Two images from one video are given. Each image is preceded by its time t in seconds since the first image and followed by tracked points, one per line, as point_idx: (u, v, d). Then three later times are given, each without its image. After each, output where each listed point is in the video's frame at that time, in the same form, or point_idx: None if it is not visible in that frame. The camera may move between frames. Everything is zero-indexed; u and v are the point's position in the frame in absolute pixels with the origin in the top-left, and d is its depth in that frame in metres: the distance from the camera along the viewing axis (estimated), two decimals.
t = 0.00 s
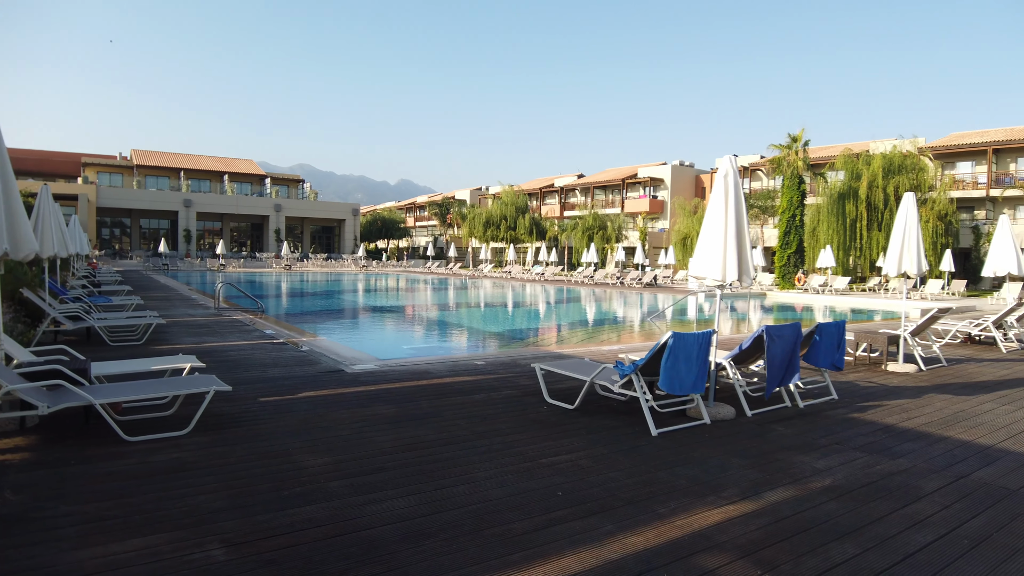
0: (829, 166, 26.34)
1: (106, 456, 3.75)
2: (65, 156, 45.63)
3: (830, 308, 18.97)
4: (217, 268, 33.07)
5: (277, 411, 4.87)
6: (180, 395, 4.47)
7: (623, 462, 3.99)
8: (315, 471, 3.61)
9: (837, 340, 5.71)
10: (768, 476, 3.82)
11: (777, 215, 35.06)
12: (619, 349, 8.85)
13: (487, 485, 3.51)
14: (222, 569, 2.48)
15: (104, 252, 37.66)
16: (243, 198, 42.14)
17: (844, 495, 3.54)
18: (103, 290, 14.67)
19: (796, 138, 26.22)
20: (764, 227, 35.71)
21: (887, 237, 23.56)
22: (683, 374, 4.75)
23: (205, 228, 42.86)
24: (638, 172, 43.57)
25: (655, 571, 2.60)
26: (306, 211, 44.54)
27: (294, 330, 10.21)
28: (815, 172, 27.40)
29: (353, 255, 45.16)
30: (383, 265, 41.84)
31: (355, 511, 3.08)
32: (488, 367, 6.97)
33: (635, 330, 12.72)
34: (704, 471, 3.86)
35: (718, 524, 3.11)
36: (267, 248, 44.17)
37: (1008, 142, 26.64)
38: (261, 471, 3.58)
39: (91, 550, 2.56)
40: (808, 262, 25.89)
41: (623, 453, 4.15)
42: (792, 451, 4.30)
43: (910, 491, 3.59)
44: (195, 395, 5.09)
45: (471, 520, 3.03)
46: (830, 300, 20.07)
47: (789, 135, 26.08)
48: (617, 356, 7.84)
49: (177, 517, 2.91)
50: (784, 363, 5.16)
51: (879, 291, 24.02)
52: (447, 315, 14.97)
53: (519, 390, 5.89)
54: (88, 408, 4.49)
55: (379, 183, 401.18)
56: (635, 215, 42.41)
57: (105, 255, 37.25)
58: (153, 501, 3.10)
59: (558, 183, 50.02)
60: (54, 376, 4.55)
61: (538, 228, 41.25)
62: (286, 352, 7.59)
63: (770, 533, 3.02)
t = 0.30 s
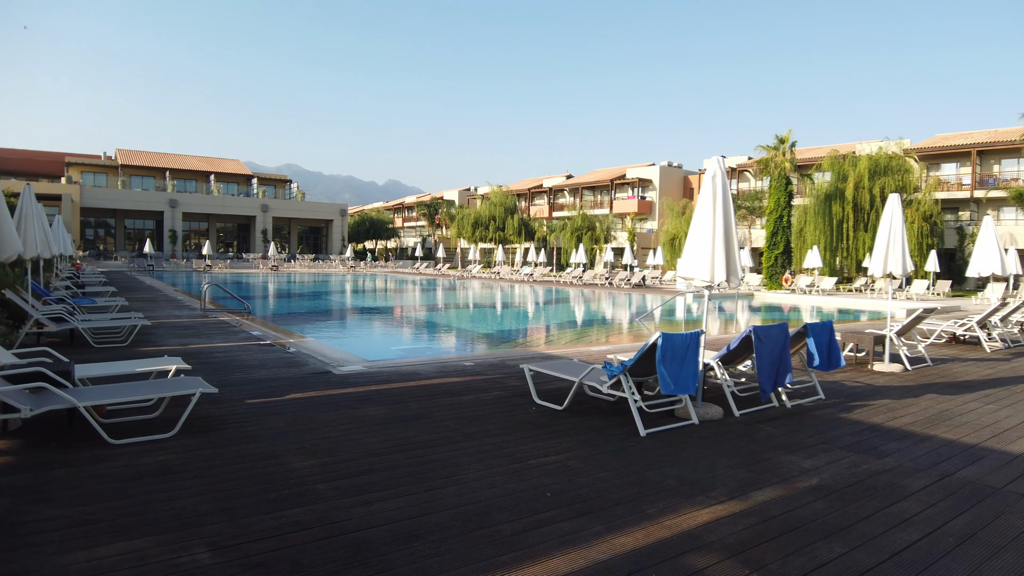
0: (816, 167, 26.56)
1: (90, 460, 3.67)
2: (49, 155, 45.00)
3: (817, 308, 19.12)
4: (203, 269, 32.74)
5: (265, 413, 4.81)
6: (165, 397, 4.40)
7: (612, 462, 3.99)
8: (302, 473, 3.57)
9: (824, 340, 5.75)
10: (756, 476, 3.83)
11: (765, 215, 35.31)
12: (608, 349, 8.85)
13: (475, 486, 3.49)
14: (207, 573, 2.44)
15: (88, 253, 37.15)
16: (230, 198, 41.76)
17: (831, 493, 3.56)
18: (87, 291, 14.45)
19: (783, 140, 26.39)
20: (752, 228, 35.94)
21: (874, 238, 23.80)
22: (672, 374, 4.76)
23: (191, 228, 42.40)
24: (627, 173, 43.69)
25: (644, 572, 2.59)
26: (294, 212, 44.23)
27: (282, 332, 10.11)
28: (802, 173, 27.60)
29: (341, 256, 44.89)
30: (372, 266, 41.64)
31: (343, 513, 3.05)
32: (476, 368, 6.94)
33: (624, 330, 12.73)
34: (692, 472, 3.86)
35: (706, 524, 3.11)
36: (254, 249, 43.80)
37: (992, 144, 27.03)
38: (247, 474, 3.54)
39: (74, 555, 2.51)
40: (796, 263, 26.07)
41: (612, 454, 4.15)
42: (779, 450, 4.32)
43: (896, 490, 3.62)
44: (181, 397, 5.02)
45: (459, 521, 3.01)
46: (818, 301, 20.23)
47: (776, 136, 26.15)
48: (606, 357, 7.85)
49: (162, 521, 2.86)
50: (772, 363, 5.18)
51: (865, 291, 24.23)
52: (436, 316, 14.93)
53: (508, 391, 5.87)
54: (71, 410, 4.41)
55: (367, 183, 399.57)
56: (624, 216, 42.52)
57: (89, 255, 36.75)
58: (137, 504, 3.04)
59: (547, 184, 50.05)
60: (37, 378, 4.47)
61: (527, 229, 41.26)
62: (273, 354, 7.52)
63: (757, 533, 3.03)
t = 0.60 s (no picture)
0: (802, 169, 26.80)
1: (73, 462, 3.62)
2: (32, 155, 44.39)
3: (803, 308, 19.28)
4: (190, 269, 32.47)
5: (251, 415, 4.77)
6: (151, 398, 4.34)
7: (599, 463, 3.99)
8: (288, 475, 3.55)
9: (809, 340, 5.80)
10: (742, 475, 3.85)
11: (751, 217, 35.59)
12: (597, 350, 8.87)
13: (463, 487, 3.48)
14: None
15: (72, 253, 36.70)
16: (217, 198, 41.39)
17: (816, 493, 3.58)
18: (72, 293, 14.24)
19: (769, 141, 26.59)
20: (739, 229, 36.20)
21: (859, 239, 24.08)
22: (659, 374, 4.78)
23: (178, 229, 41.97)
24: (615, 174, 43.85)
25: (631, 571, 2.59)
26: (282, 212, 43.95)
27: (269, 333, 10.05)
28: (788, 175, 27.81)
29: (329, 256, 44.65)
30: (360, 267, 41.45)
31: (330, 515, 3.03)
32: (465, 368, 6.92)
33: (612, 331, 12.76)
34: (679, 471, 3.88)
35: (692, 524, 3.12)
36: (242, 250, 43.45)
37: (974, 146, 27.46)
38: (233, 475, 3.50)
39: (57, 559, 2.47)
40: (782, 264, 26.28)
41: (600, 454, 4.16)
42: (765, 450, 4.35)
43: (880, 488, 3.65)
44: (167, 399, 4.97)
45: (446, 523, 3.00)
46: (803, 301, 20.42)
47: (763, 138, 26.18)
48: (594, 357, 7.88)
49: (146, 524, 2.82)
50: (758, 363, 5.21)
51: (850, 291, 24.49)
52: (424, 316, 14.88)
53: (496, 392, 5.86)
54: (55, 412, 4.34)
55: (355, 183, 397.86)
56: (612, 217, 42.65)
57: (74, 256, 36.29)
58: (121, 508, 3.00)
59: (536, 185, 50.10)
60: (19, 380, 4.40)
61: (515, 230, 41.28)
62: (260, 355, 7.46)
63: (743, 532, 3.05)
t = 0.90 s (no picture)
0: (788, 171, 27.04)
1: (57, 465, 3.56)
2: (15, 155, 43.75)
3: (789, 309, 19.44)
4: (176, 271, 32.15)
5: (238, 416, 4.73)
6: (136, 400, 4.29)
7: (587, 463, 3.99)
8: (275, 476, 3.52)
9: (795, 340, 5.85)
10: (728, 475, 3.88)
11: (738, 219, 35.87)
12: (585, 351, 8.90)
13: (450, 489, 3.46)
14: None
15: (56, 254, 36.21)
16: (203, 199, 41.01)
17: (801, 492, 3.61)
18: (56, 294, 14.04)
19: (755, 144, 26.77)
20: (725, 231, 36.48)
21: (844, 241, 24.34)
22: (646, 375, 4.79)
23: (164, 229, 41.52)
24: (603, 176, 44.00)
25: (618, 571, 2.60)
26: (269, 213, 43.65)
27: (257, 335, 9.98)
28: (774, 178, 28.04)
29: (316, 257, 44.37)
30: (348, 268, 41.28)
31: (317, 517, 3.01)
32: (453, 370, 6.91)
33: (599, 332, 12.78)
34: (666, 471, 3.90)
35: (678, 524, 3.13)
36: (229, 251, 43.09)
37: (956, 150, 27.87)
38: (219, 478, 3.47)
39: (41, 563, 2.44)
40: (768, 265, 26.49)
41: (588, 455, 4.16)
42: (752, 450, 4.38)
43: (863, 488, 3.69)
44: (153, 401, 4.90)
45: (434, 524, 2.98)
46: (789, 303, 20.60)
47: (749, 141, 26.08)
48: (582, 358, 7.89)
49: (130, 527, 2.79)
50: (744, 363, 5.24)
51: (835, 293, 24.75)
52: (412, 317, 14.84)
53: (485, 392, 5.86)
54: (38, 415, 4.27)
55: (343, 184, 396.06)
56: (600, 219, 42.78)
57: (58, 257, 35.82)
58: (105, 511, 2.95)
59: (524, 186, 50.14)
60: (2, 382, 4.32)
61: (504, 231, 41.27)
62: (247, 356, 7.40)
63: (728, 531, 3.06)
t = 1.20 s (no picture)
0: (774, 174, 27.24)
1: (37, 469, 3.49)
2: None
3: (775, 311, 19.59)
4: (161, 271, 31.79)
5: (222, 418, 4.67)
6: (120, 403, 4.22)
7: (574, 465, 3.98)
8: (260, 479, 3.47)
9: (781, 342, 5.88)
10: (715, 476, 3.89)
11: (724, 221, 36.10)
12: (572, 352, 8.90)
13: (438, 491, 3.44)
14: None
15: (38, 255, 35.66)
16: (188, 199, 40.58)
17: (787, 492, 3.63)
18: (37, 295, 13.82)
19: (742, 147, 26.95)
20: (712, 233, 36.70)
21: (829, 243, 24.59)
22: (634, 376, 4.79)
23: (149, 230, 41.02)
24: (591, 178, 44.12)
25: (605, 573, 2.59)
26: (255, 213, 43.30)
27: (242, 336, 9.87)
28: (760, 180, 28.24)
29: (303, 258, 44.07)
30: (335, 269, 41.04)
31: (302, 520, 2.97)
32: (440, 372, 6.87)
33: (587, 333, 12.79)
34: (654, 473, 3.90)
35: (665, 525, 3.13)
36: (214, 252, 42.67)
37: (939, 154, 28.25)
38: (203, 480, 3.42)
39: (19, 569, 2.38)
40: (755, 267, 26.67)
41: (576, 457, 4.15)
42: (738, 451, 4.39)
43: (849, 488, 3.71)
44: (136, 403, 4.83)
45: (420, 526, 2.96)
46: (775, 304, 20.76)
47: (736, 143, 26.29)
48: (569, 360, 7.88)
49: (112, 532, 2.73)
50: (730, 365, 5.26)
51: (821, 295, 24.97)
52: (400, 319, 14.77)
53: (472, 394, 5.83)
54: (19, 418, 4.19)
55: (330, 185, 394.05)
56: (588, 220, 42.87)
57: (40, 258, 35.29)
58: (86, 515, 2.90)
59: (512, 188, 50.13)
60: None
61: (492, 232, 41.22)
62: (232, 358, 7.32)
63: (715, 532, 3.06)
